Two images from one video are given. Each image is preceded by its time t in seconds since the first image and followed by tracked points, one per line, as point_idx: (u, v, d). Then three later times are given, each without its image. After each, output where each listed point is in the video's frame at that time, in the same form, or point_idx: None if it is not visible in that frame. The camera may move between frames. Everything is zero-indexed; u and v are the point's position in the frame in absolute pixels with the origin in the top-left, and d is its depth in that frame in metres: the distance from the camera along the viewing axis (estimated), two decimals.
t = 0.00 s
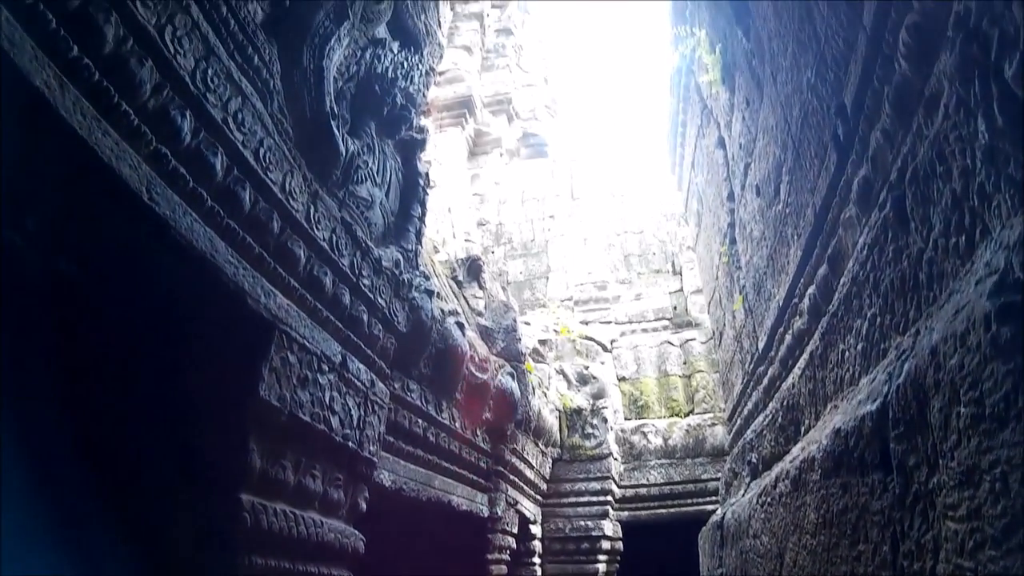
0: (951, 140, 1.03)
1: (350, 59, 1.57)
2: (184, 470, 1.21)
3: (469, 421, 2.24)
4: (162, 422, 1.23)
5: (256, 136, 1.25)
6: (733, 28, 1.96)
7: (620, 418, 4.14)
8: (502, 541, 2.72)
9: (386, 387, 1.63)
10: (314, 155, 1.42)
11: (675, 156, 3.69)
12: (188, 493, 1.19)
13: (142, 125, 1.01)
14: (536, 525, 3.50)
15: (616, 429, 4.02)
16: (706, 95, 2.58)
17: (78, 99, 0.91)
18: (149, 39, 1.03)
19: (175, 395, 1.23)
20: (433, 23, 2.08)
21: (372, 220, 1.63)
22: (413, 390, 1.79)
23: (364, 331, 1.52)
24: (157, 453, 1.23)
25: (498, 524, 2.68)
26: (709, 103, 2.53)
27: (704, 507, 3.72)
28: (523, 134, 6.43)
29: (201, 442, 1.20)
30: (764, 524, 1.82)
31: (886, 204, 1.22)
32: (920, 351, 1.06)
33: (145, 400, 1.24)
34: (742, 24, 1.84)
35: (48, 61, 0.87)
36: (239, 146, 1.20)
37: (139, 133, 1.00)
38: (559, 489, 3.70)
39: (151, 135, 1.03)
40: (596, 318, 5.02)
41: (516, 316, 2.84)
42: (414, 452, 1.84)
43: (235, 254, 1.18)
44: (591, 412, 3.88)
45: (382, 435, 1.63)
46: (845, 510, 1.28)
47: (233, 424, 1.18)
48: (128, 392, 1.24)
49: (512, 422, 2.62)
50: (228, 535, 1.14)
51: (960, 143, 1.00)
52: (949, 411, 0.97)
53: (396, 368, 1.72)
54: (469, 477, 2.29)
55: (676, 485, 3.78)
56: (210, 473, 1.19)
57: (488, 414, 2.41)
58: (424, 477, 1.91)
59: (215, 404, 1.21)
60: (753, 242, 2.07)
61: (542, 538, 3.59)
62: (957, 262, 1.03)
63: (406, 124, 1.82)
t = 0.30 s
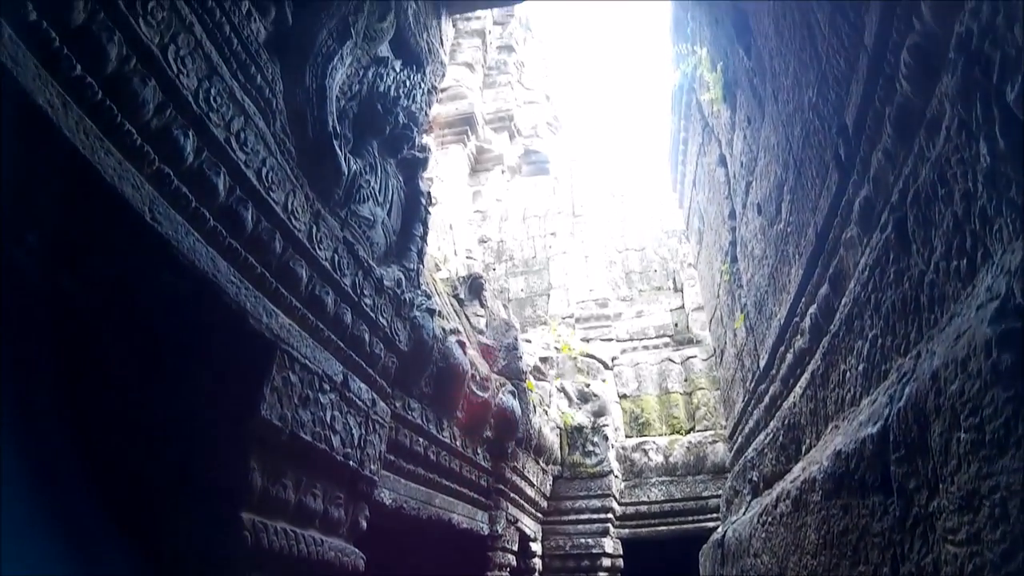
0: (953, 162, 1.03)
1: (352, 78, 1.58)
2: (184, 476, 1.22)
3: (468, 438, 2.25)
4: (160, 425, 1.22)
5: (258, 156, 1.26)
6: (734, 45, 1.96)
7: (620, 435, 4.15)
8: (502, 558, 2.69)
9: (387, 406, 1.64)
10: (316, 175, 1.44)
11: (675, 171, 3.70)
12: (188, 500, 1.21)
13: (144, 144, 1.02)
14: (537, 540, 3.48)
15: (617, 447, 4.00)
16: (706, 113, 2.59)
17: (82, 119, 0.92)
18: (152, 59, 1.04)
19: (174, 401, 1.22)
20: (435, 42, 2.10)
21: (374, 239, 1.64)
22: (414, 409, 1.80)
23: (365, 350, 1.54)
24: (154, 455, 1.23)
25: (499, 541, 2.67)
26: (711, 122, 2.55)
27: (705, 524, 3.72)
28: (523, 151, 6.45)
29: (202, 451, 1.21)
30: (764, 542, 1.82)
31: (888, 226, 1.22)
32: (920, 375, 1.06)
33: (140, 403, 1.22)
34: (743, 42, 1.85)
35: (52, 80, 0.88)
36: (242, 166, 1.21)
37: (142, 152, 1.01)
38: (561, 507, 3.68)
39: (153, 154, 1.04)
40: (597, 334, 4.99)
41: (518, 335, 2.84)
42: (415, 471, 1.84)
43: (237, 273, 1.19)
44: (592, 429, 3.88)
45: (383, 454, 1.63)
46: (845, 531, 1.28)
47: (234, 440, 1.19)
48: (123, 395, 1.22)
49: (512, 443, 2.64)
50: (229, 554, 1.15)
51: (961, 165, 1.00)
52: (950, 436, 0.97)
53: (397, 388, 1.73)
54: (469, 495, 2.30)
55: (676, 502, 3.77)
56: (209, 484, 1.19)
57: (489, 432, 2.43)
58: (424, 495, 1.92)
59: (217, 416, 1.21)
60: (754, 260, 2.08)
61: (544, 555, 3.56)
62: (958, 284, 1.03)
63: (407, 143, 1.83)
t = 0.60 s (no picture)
0: (948, 189, 1.03)
1: (351, 103, 1.61)
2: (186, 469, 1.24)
3: (465, 461, 2.25)
4: (164, 420, 1.23)
5: (258, 181, 1.28)
6: (732, 68, 1.98)
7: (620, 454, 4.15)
8: None
9: (384, 428, 1.65)
10: (315, 201, 1.46)
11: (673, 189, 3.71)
12: (189, 494, 1.23)
13: (144, 168, 1.03)
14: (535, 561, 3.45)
15: (616, 468, 3.99)
16: (706, 135, 2.61)
17: (82, 144, 0.93)
18: (153, 84, 1.05)
19: (180, 400, 1.22)
20: (434, 64, 2.13)
21: (372, 262, 1.67)
22: (412, 432, 1.81)
23: (364, 374, 1.56)
24: (155, 449, 1.23)
25: (498, 564, 2.64)
26: (709, 144, 2.57)
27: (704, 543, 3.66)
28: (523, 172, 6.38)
29: (208, 454, 1.22)
30: (763, 565, 1.82)
31: (884, 251, 1.23)
32: (915, 402, 1.07)
33: (144, 399, 1.22)
34: (741, 65, 1.87)
35: (52, 104, 0.89)
36: (242, 191, 1.22)
37: (142, 177, 1.02)
38: (558, 528, 3.64)
39: (153, 178, 1.05)
40: (595, 355, 4.95)
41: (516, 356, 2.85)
42: (412, 493, 1.84)
43: (236, 299, 1.20)
44: (590, 450, 3.90)
45: (381, 476, 1.65)
46: (841, 556, 1.28)
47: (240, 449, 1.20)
48: (128, 394, 1.21)
49: (511, 465, 2.65)
50: None
51: (956, 194, 1.00)
52: (944, 464, 0.97)
53: (396, 411, 1.75)
54: (468, 516, 2.30)
55: (675, 523, 3.73)
56: (210, 485, 1.21)
57: (487, 455, 2.44)
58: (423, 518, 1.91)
59: (224, 418, 1.22)
60: (752, 282, 2.09)
61: None
62: (953, 311, 1.03)
63: (407, 167, 1.85)
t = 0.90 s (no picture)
0: (947, 212, 1.03)
1: (352, 119, 1.62)
2: (186, 469, 1.24)
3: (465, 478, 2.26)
4: (163, 419, 1.22)
5: (259, 199, 1.29)
6: (732, 86, 2.00)
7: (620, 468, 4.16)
8: None
9: (384, 446, 1.66)
10: (316, 219, 1.47)
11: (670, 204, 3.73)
12: (187, 492, 1.24)
13: (146, 187, 1.04)
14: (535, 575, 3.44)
15: (615, 484, 3.98)
16: (706, 151, 2.62)
17: (84, 162, 0.94)
18: (155, 103, 1.06)
19: (179, 400, 1.22)
20: (435, 81, 2.14)
21: (372, 280, 1.68)
22: (412, 449, 1.82)
23: (364, 393, 1.57)
24: (152, 447, 1.23)
25: None
26: (709, 162, 2.58)
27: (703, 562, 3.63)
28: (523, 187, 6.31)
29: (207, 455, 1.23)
30: None
31: (883, 272, 1.23)
32: (913, 425, 1.07)
33: (142, 399, 1.21)
34: (742, 82, 1.88)
35: (55, 121, 0.90)
36: (242, 210, 1.23)
37: (144, 196, 1.03)
38: (557, 544, 3.63)
39: (155, 197, 1.06)
40: (595, 371, 4.91)
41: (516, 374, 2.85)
42: (411, 511, 1.84)
43: (237, 317, 1.21)
44: (589, 467, 3.91)
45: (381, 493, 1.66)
46: None
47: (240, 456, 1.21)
48: (124, 391, 1.20)
49: (511, 481, 2.64)
50: None
51: (956, 217, 1.00)
52: (942, 487, 0.97)
53: (396, 429, 1.76)
54: (467, 532, 2.30)
55: (675, 539, 3.71)
56: (208, 488, 1.22)
57: (486, 472, 2.44)
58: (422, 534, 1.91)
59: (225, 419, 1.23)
60: (752, 300, 2.10)
61: None
62: (952, 334, 1.03)
63: (408, 184, 1.86)
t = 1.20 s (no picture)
0: (948, 236, 1.03)
1: (356, 139, 1.63)
2: (187, 467, 1.25)
3: (468, 496, 2.27)
4: (165, 417, 1.21)
5: (263, 221, 1.30)
6: (733, 106, 2.02)
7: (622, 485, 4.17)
8: None
9: (388, 466, 1.68)
10: (320, 242, 1.49)
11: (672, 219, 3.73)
12: (188, 488, 1.25)
13: (151, 210, 1.05)
14: None
15: (618, 502, 3.98)
16: (706, 170, 2.64)
17: (90, 184, 0.95)
18: (161, 124, 1.07)
19: (182, 401, 1.21)
20: (438, 101, 2.15)
21: (376, 300, 1.70)
22: (416, 469, 1.83)
23: (368, 413, 1.59)
24: (151, 441, 1.22)
25: None
26: (710, 180, 2.60)
27: None
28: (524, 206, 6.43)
29: (211, 456, 1.24)
30: None
31: (885, 294, 1.23)
32: (914, 450, 1.07)
33: (143, 398, 1.19)
34: (743, 101, 1.90)
35: (61, 142, 0.91)
36: (247, 232, 1.25)
37: (149, 218, 1.04)
38: (560, 562, 3.63)
39: (161, 220, 1.07)
40: (597, 390, 4.90)
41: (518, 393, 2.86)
42: (414, 531, 1.85)
43: (242, 338, 1.22)
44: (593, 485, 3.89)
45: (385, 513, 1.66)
46: None
47: (244, 463, 1.22)
48: (125, 389, 1.17)
49: (512, 499, 2.65)
50: None
51: (957, 241, 1.00)
52: (943, 512, 0.97)
53: (400, 449, 1.77)
54: (469, 552, 2.29)
55: (677, 557, 3.72)
56: (209, 489, 1.24)
57: (489, 491, 2.44)
58: (425, 553, 1.92)
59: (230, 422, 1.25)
60: (754, 319, 2.11)
61: None
62: (953, 357, 1.04)
63: (411, 205, 1.88)
